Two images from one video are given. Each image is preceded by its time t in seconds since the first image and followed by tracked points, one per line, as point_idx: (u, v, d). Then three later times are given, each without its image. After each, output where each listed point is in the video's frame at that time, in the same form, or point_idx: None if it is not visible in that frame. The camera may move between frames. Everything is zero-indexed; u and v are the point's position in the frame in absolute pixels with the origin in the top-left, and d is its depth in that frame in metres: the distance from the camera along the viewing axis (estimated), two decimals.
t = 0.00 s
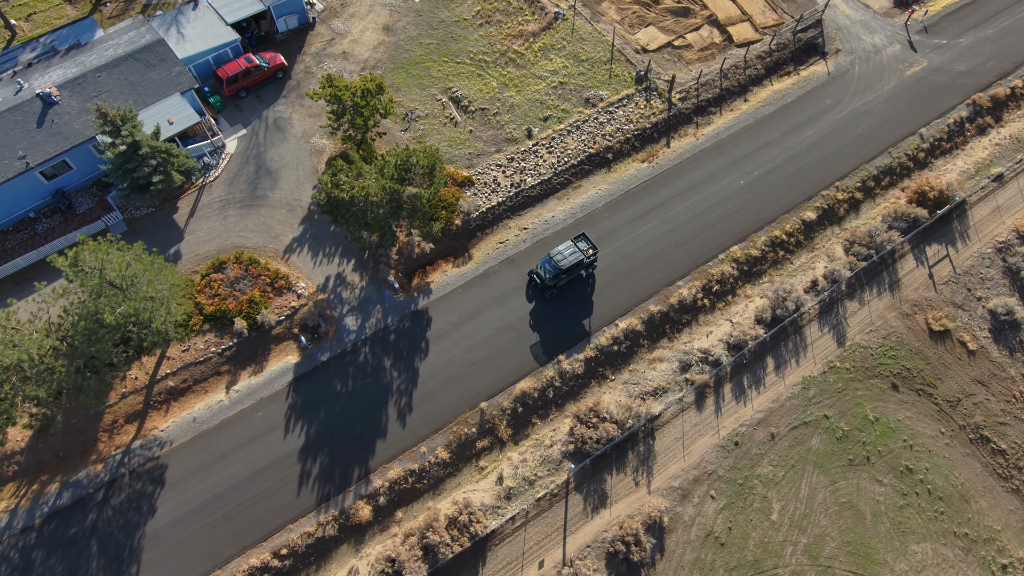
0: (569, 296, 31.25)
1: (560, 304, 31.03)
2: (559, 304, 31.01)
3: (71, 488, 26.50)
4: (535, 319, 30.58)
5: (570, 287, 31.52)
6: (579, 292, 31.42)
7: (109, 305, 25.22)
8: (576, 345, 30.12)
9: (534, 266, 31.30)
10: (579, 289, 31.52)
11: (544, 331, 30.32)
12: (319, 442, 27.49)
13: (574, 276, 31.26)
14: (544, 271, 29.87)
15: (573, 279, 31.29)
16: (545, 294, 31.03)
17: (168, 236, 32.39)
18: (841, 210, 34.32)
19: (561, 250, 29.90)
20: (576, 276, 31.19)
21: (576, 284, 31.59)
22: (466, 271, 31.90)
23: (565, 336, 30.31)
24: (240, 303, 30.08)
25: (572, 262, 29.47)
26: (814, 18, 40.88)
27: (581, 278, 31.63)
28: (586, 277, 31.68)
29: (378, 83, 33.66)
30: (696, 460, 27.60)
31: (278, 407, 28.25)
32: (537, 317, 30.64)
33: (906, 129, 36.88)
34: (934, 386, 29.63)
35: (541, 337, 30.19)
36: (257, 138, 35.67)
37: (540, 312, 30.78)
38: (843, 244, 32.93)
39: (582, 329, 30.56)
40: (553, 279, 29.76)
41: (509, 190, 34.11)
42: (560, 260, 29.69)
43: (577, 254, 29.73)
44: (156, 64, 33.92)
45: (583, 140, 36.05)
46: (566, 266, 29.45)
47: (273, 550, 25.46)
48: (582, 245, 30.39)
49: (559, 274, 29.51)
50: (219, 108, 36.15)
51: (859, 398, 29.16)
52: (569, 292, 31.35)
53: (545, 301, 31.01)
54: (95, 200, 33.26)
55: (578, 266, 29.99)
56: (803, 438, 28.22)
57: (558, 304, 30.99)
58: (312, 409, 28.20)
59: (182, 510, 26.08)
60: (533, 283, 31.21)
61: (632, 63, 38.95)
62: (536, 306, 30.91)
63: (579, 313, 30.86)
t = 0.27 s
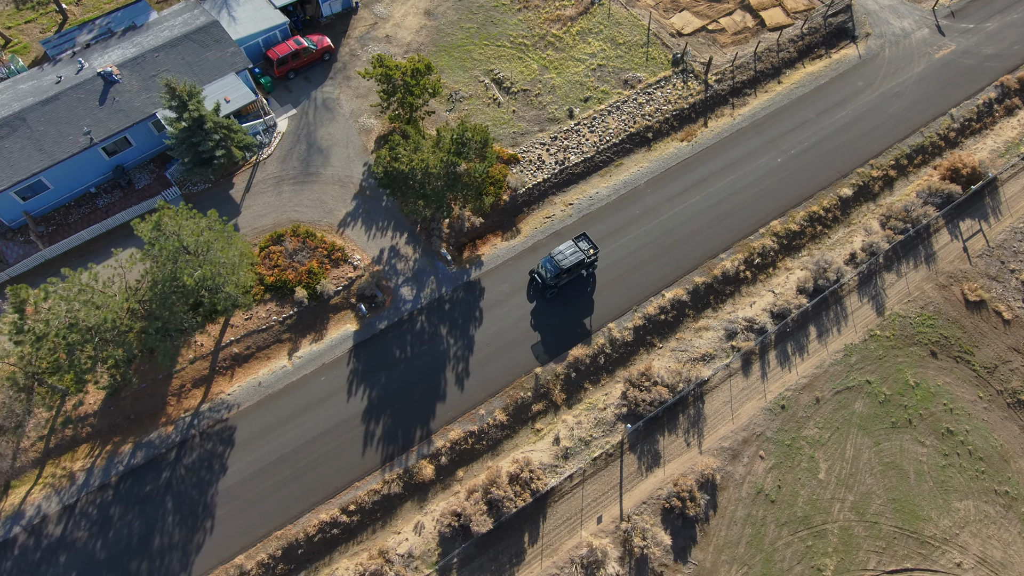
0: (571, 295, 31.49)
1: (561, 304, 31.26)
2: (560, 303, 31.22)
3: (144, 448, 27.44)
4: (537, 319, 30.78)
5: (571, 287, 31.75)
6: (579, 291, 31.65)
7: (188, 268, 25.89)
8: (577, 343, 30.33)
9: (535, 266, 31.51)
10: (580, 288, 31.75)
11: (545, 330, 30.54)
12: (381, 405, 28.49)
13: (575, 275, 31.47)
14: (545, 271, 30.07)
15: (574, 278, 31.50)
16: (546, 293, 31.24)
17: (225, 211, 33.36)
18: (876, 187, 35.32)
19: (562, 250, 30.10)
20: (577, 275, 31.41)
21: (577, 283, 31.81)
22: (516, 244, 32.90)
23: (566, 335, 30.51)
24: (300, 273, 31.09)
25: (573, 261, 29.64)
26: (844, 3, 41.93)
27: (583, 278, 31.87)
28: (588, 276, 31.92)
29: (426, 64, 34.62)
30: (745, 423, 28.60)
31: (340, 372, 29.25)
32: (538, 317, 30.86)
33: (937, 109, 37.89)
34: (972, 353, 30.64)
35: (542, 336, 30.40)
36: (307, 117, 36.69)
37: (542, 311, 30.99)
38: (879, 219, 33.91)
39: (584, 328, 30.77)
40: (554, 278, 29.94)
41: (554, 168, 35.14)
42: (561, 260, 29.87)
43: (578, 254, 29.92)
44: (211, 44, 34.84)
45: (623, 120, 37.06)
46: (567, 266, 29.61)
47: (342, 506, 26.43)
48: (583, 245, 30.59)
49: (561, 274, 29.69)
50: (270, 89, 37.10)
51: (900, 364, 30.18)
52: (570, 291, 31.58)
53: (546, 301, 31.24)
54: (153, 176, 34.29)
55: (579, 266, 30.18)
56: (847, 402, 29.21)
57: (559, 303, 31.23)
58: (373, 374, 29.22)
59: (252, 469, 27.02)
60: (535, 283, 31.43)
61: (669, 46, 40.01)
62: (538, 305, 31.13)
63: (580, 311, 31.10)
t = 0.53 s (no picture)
0: (572, 295, 31.58)
1: (561, 303, 31.37)
2: (560, 303, 31.31)
3: (205, 414, 28.30)
4: (538, 318, 30.93)
5: (571, 286, 31.86)
6: (579, 291, 31.75)
7: (258, 234, 27.01)
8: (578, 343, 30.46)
9: (536, 266, 31.67)
10: (580, 288, 31.86)
11: (545, 330, 30.65)
12: (433, 373, 29.41)
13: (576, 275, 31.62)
14: (546, 270, 30.22)
15: (575, 278, 31.62)
16: (546, 293, 31.38)
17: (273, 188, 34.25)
18: (906, 167, 36.24)
19: (562, 250, 30.26)
20: (577, 275, 31.55)
21: (577, 283, 31.94)
22: (558, 221, 33.80)
23: (566, 334, 30.64)
24: (350, 248, 31.99)
25: (573, 261, 29.79)
26: None
27: (584, 277, 32.02)
28: (588, 276, 32.04)
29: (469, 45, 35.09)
30: (786, 390, 29.49)
31: (392, 342, 30.18)
32: (538, 316, 30.98)
33: (963, 93, 38.82)
34: (1004, 325, 31.55)
35: (543, 336, 30.52)
36: (349, 100, 37.60)
37: (542, 311, 31.13)
38: (910, 197, 34.84)
39: (584, 327, 30.87)
40: (554, 278, 30.08)
41: (592, 148, 36.02)
42: (562, 259, 30.02)
43: (579, 254, 30.08)
44: (259, 27, 35.67)
45: (658, 103, 37.97)
46: (568, 266, 29.75)
47: (400, 469, 27.34)
48: (584, 245, 30.75)
49: (561, 273, 29.85)
50: (312, 72, 37.93)
51: (934, 335, 31.11)
52: (570, 291, 31.69)
53: (546, 300, 31.36)
54: (202, 155, 35.23)
55: (579, 266, 30.33)
56: (884, 371, 30.11)
57: (559, 302, 31.35)
58: (424, 344, 30.13)
59: (311, 433, 27.95)
60: (535, 282, 31.57)
61: (700, 32, 41.01)
62: (538, 304, 31.25)
63: (581, 310, 31.22)
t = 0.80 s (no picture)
0: (572, 294, 31.78)
1: (562, 302, 31.58)
2: (561, 301, 31.50)
3: (268, 379, 29.23)
4: (538, 317, 31.10)
5: (572, 284, 32.07)
6: (580, 290, 31.95)
7: (323, 203, 28.02)
8: (579, 341, 30.74)
9: (537, 264, 31.87)
10: (581, 287, 32.04)
11: (546, 328, 30.89)
12: (485, 342, 30.36)
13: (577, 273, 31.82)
14: (547, 269, 30.43)
15: (576, 276, 31.80)
16: (547, 291, 31.57)
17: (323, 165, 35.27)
18: (937, 146, 37.20)
19: (563, 249, 30.42)
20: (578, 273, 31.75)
21: (578, 281, 32.12)
22: (600, 197, 34.72)
23: (567, 334, 30.88)
24: (401, 222, 32.94)
25: (575, 260, 29.97)
26: None
27: (584, 276, 32.21)
28: (589, 274, 32.23)
29: (513, 28, 36.08)
30: (828, 358, 30.42)
31: (445, 312, 31.13)
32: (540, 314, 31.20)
33: (991, 75, 39.79)
34: None
35: (544, 334, 30.77)
36: (393, 81, 38.57)
37: (542, 309, 31.32)
38: (942, 175, 35.79)
39: (584, 326, 31.13)
40: (556, 277, 30.29)
41: (631, 128, 36.97)
42: (563, 259, 30.22)
43: (580, 253, 30.26)
44: (307, 10, 36.66)
45: (694, 84, 38.92)
46: (569, 265, 29.95)
47: (457, 432, 28.30)
48: (585, 244, 30.93)
49: (563, 272, 30.07)
50: (357, 55, 38.91)
51: (969, 306, 32.07)
52: (570, 290, 31.88)
53: (547, 299, 31.55)
54: (253, 134, 36.19)
55: (580, 264, 30.52)
56: (922, 340, 31.06)
57: (560, 301, 31.54)
58: (476, 314, 31.08)
59: (371, 398, 28.88)
60: (536, 281, 31.75)
61: (732, 17, 42.07)
62: (539, 303, 31.44)
63: (582, 309, 31.45)
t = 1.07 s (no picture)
0: (573, 293, 31.94)
1: (563, 301, 31.72)
2: (561, 301, 31.64)
3: (325, 347, 30.16)
4: (539, 316, 31.26)
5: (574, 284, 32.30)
6: (581, 289, 32.09)
7: (382, 174, 29.04)
8: (580, 340, 30.79)
9: (538, 263, 32.22)
10: (582, 286, 32.19)
11: (547, 327, 31.02)
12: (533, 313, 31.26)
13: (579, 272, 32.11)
14: (548, 267, 30.82)
15: (577, 276, 32.06)
16: (548, 290, 31.83)
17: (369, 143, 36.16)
18: (965, 127, 38.18)
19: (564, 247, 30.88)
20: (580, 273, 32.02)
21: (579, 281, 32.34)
22: (640, 175, 35.62)
23: (568, 332, 30.97)
24: (448, 198, 33.92)
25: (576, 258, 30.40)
26: None
27: (586, 276, 32.44)
28: (590, 273, 32.46)
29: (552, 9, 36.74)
30: (866, 328, 31.34)
31: (494, 283, 32.08)
32: (541, 313, 31.36)
33: (1016, 59, 40.76)
34: None
35: (545, 333, 30.89)
36: (434, 64, 39.53)
37: (543, 308, 31.46)
38: (971, 154, 36.75)
39: (585, 325, 31.23)
40: (557, 275, 30.68)
41: (667, 109, 37.91)
42: (564, 257, 30.65)
43: (581, 251, 30.66)
44: None
45: (727, 67, 39.89)
46: (570, 263, 30.35)
47: (510, 398, 29.19)
48: (587, 242, 31.33)
49: (564, 270, 30.47)
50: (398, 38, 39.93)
51: (1001, 279, 33.02)
52: (572, 289, 32.03)
53: (548, 298, 31.76)
54: (299, 115, 37.18)
55: (581, 263, 30.89)
56: (956, 311, 32.00)
57: (561, 300, 31.69)
58: (524, 285, 32.02)
59: (426, 364, 29.82)
60: (537, 280, 32.05)
61: (762, 3, 43.13)
62: (539, 302, 31.61)
63: (583, 308, 31.59)
